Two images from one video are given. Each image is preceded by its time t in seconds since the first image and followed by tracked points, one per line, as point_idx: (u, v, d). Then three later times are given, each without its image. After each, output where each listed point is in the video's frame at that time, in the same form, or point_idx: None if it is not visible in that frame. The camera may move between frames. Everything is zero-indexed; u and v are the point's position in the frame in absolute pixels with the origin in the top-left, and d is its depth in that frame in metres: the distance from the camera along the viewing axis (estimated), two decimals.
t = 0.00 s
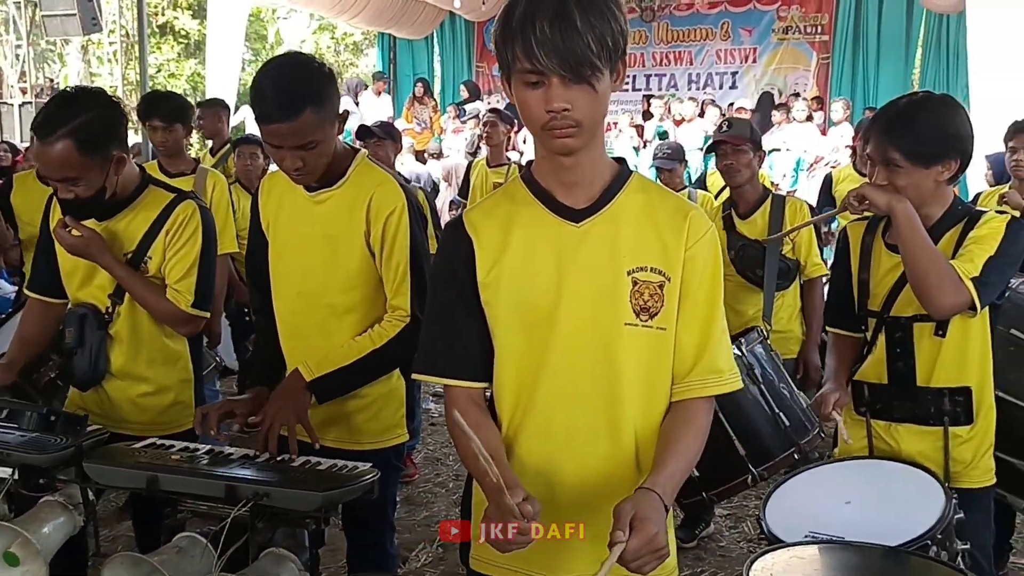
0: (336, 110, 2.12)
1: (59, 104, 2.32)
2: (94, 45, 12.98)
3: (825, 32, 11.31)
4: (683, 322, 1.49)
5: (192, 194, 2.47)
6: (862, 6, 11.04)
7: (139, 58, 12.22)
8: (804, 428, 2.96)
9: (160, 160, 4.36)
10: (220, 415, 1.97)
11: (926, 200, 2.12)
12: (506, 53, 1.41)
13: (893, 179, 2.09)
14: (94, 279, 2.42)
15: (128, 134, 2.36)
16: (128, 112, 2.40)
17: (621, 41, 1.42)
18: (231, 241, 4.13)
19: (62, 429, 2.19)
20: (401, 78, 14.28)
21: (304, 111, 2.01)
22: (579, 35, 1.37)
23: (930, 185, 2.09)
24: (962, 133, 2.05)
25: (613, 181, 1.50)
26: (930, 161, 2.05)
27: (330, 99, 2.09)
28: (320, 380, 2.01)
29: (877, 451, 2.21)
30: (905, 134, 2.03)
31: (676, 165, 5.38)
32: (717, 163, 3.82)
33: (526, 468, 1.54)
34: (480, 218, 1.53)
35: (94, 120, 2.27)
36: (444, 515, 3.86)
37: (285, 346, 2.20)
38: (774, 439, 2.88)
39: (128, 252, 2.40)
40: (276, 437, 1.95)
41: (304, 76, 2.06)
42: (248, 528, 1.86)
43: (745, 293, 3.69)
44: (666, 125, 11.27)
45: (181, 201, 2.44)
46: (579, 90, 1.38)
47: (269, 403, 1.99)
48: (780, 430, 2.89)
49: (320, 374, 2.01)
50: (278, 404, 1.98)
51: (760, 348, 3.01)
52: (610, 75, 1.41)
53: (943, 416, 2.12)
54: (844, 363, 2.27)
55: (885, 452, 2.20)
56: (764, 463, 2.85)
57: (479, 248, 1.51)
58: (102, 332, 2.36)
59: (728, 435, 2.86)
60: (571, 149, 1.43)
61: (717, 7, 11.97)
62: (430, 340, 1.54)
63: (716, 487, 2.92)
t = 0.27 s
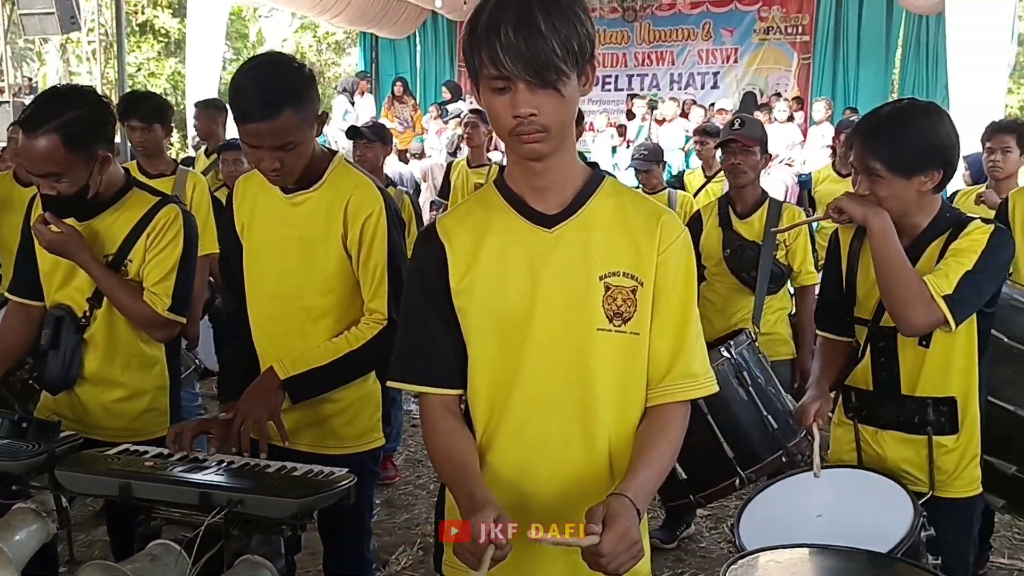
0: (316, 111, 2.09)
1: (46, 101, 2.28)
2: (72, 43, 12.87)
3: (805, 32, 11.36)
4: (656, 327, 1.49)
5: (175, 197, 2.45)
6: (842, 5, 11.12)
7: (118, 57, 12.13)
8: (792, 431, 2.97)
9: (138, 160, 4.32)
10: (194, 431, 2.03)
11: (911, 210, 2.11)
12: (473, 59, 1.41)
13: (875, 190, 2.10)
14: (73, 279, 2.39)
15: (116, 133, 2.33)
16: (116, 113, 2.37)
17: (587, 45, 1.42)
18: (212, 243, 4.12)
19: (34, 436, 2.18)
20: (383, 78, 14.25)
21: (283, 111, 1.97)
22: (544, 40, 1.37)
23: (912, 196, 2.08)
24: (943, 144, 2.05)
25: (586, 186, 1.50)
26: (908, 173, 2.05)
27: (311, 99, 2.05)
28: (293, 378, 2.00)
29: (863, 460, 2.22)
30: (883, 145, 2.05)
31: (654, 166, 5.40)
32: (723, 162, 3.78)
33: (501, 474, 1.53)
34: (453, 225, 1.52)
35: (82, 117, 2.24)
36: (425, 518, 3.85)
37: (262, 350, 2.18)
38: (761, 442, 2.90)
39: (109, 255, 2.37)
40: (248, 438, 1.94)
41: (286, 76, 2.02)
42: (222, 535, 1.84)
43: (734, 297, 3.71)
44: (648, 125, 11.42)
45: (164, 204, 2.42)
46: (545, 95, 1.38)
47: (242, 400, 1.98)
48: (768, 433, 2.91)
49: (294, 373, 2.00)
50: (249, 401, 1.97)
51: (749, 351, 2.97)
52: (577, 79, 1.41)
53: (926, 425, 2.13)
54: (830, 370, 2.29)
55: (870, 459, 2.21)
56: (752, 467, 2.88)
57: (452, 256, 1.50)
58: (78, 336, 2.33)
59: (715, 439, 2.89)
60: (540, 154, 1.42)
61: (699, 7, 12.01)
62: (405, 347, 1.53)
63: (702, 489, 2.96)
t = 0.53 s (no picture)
0: (288, 121, 2.07)
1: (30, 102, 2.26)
2: (53, 44, 12.79)
3: (787, 35, 11.39)
4: (628, 342, 1.49)
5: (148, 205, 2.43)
6: (824, 8, 11.19)
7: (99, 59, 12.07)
8: (755, 441, 3.04)
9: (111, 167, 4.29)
10: (164, 435, 2.00)
11: (915, 225, 2.06)
12: (438, 71, 1.40)
13: (878, 207, 2.03)
14: (42, 289, 2.36)
15: (88, 139, 2.31)
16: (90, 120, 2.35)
17: (553, 57, 1.40)
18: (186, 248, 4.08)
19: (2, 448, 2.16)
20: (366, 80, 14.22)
21: (254, 120, 1.95)
22: (507, 53, 1.35)
23: (915, 214, 2.02)
24: (949, 164, 1.99)
25: (557, 200, 1.48)
26: (914, 193, 1.99)
27: (281, 108, 2.03)
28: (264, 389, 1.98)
29: (860, 471, 2.19)
30: (889, 161, 1.98)
31: (637, 170, 5.40)
32: (714, 168, 3.86)
33: (472, 488, 1.52)
34: (424, 239, 1.51)
35: (55, 124, 2.21)
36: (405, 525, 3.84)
37: (234, 361, 2.16)
38: (727, 453, 2.95)
39: (78, 262, 2.33)
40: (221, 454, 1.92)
41: (256, 84, 1.99)
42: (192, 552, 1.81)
43: (705, 305, 3.78)
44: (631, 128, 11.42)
45: (137, 212, 2.39)
46: (510, 108, 1.36)
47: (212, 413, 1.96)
48: (732, 444, 2.95)
49: (264, 384, 1.98)
50: (220, 418, 1.95)
51: (715, 361, 3.06)
52: (543, 91, 1.39)
53: (920, 446, 2.08)
54: (836, 384, 2.28)
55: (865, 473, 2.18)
56: (717, 477, 2.93)
57: (422, 270, 1.49)
58: (44, 344, 2.31)
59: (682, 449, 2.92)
60: (507, 166, 1.41)
61: (682, 10, 12.04)
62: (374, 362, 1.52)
63: (669, 499, 2.99)
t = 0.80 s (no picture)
0: (260, 137, 2.06)
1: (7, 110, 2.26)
2: (37, 47, 12.71)
3: (773, 39, 11.42)
4: (605, 365, 1.48)
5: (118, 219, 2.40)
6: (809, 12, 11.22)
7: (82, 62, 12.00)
8: (720, 452, 3.07)
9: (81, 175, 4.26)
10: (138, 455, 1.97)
11: (932, 235, 2.06)
12: (418, 91, 1.38)
13: (904, 210, 2.03)
14: (10, 304, 2.32)
15: (58, 149, 2.30)
16: (60, 130, 2.34)
17: (535, 77, 1.38)
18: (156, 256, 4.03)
19: None
20: (352, 83, 14.20)
21: (223, 139, 1.94)
22: (489, 73, 1.34)
23: (939, 223, 2.03)
24: (982, 176, 2.03)
25: (537, 220, 1.47)
26: (945, 199, 2.00)
27: (253, 125, 2.02)
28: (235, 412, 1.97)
29: (854, 492, 2.17)
30: (925, 165, 2.00)
31: (626, 177, 5.39)
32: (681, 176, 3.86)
33: (447, 509, 1.50)
34: (403, 258, 1.49)
35: (23, 133, 2.19)
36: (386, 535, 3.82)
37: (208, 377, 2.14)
38: (690, 467, 2.98)
39: (48, 275, 2.30)
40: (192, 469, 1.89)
41: (228, 102, 1.99)
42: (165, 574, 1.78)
43: (670, 314, 3.74)
44: (618, 132, 11.43)
45: (106, 225, 2.35)
46: (491, 129, 1.35)
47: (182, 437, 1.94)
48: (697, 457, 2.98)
49: (235, 408, 1.97)
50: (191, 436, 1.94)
51: (680, 373, 3.08)
52: (524, 111, 1.38)
53: (913, 467, 2.06)
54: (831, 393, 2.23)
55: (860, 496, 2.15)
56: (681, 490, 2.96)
57: (400, 289, 1.48)
58: (11, 358, 2.27)
59: (647, 463, 2.94)
60: (488, 187, 1.39)
61: (668, 13, 12.05)
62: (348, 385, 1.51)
63: (633, 512, 3.02)
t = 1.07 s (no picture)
0: (232, 156, 2.04)
1: None
2: (20, 48, 12.61)
3: (759, 43, 11.44)
4: (580, 396, 1.47)
5: (82, 237, 2.33)
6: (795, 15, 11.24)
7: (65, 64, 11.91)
8: (692, 463, 3.03)
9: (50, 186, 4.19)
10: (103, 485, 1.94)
11: (929, 246, 2.03)
12: (396, 118, 1.36)
13: (909, 216, 2.01)
14: None
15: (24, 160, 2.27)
16: (26, 142, 2.31)
17: (516, 106, 1.37)
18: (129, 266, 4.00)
19: None
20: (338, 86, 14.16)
21: (193, 157, 1.92)
22: (469, 103, 1.32)
23: (940, 231, 2.01)
24: (986, 186, 2.04)
25: (514, 248, 1.45)
26: (950, 206, 1.99)
27: (224, 144, 1.99)
28: (211, 428, 1.93)
29: (837, 509, 2.16)
30: (932, 172, 2.00)
31: (613, 185, 5.37)
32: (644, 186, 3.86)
33: (417, 539, 1.47)
34: (376, 283, 1.45)
35: None
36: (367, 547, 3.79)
37: (184, 400, 2.11)
38: (662, 477, 2.95)
39: (12, 290, 2.24)
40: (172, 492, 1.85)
41: (200, 120, 1.97)
42: None
43: (642, 324, 3.73)
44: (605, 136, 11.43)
45: (68, 242, 2.30)
46: (470, 159, 1.33)
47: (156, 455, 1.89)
48: (669, 467, 2.95)
49: (211, 423, 1.93)
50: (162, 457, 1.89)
51: (652, 383, 3.08)
52: (504, 140, 1.36)
53: (895, 489, 2.05)
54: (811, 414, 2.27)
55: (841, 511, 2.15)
56: (651, 501, 2.91)
57: (373, 315, 1.44)
58: None
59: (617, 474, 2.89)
60: (465, 218, 1.37)
61: (655, 17, 12.07)
62: (319, 412, 1.47)
63: (604, 523, 2.93)
